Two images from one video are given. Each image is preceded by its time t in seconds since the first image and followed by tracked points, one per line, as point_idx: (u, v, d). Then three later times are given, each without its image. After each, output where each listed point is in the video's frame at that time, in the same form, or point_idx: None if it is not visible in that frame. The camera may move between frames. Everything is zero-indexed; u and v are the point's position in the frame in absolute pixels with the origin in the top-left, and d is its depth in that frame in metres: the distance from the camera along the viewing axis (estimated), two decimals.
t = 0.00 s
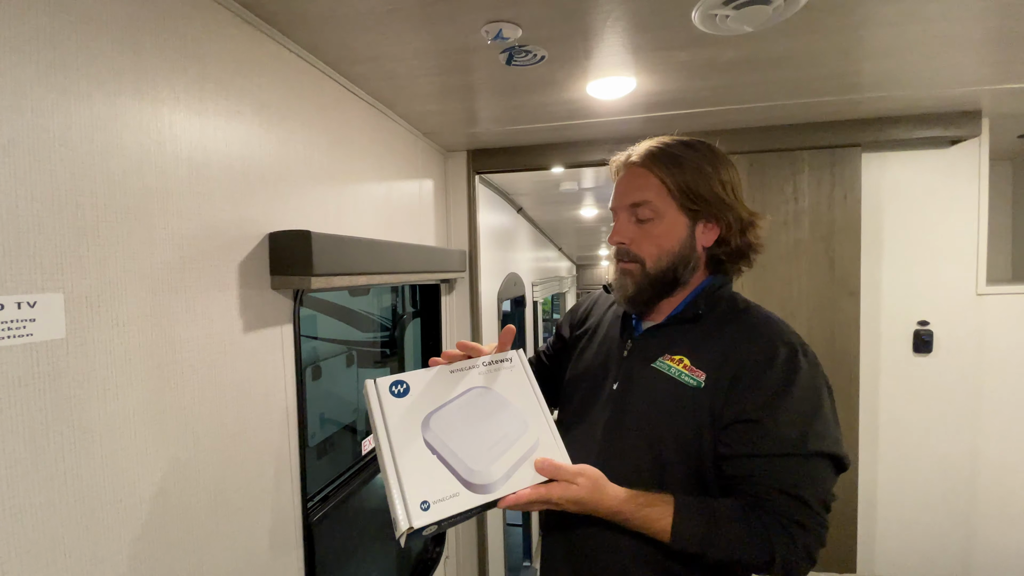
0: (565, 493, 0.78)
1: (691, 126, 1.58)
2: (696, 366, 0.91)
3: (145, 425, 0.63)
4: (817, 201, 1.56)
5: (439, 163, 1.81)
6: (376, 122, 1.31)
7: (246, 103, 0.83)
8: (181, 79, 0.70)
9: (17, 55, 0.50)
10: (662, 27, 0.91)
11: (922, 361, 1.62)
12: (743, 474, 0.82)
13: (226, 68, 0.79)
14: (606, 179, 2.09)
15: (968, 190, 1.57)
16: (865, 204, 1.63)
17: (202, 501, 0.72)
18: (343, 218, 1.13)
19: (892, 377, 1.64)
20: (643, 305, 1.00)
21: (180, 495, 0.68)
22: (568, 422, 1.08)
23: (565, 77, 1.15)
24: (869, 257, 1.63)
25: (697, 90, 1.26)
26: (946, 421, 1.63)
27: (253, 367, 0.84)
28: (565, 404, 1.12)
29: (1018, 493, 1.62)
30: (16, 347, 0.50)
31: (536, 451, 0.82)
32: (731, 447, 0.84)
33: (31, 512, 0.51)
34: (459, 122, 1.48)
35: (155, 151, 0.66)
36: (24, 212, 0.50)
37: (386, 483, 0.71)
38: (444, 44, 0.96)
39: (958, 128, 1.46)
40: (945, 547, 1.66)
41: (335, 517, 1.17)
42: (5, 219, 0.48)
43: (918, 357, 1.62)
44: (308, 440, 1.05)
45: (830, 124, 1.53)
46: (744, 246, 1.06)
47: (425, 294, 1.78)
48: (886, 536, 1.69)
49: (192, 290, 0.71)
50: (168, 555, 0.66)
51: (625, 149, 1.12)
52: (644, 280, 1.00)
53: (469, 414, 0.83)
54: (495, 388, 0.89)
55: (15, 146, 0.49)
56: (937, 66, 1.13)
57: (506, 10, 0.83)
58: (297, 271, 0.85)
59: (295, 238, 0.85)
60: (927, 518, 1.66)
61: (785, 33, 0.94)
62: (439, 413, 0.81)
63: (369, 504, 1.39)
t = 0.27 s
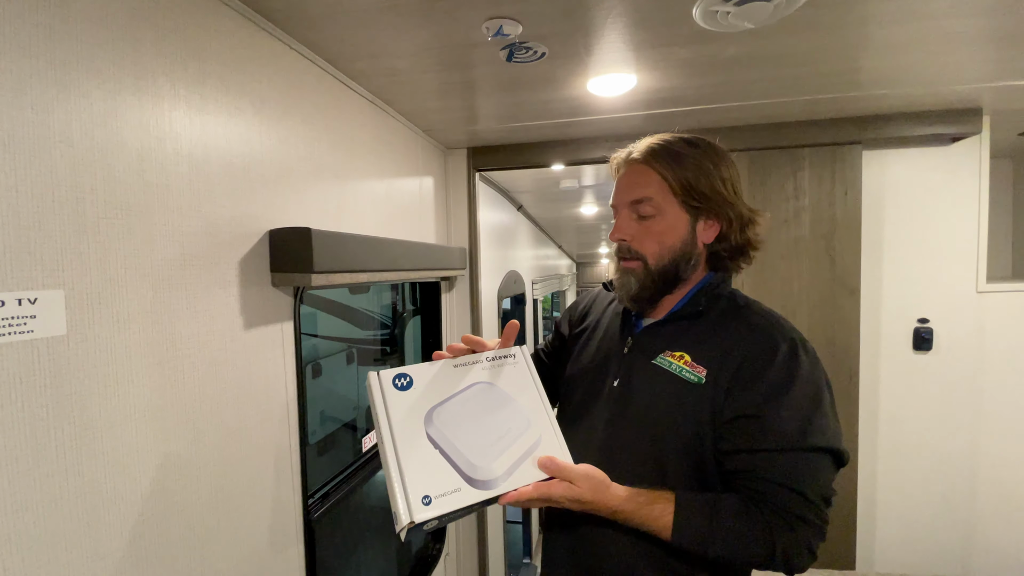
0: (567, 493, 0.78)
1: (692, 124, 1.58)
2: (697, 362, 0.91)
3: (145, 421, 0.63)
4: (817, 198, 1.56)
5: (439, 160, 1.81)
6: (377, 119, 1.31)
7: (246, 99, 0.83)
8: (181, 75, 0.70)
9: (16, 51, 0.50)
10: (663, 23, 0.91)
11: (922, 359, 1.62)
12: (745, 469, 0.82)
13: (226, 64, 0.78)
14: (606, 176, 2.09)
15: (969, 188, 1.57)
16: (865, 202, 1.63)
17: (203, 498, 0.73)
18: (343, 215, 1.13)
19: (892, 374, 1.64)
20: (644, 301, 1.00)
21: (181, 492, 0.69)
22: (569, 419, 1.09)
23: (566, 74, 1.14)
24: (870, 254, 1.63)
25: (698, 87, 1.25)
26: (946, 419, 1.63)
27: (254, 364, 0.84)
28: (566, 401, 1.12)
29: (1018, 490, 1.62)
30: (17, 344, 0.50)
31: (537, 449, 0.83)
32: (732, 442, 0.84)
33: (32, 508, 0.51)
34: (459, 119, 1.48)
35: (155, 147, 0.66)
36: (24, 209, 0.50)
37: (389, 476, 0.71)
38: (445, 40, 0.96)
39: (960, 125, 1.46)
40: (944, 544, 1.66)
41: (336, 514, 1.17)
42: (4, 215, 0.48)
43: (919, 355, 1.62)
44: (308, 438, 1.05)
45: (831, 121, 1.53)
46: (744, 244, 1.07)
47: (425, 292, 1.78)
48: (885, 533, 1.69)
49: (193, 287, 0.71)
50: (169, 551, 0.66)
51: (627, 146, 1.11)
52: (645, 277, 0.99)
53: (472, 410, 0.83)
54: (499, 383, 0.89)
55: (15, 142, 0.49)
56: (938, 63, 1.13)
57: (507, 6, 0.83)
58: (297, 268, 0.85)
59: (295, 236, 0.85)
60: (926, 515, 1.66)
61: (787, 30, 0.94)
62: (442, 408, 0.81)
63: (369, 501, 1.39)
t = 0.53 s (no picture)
0: (567, 488, 0.78)
1: (691, 122, 1.58)
2: (695, 358, 0.92)
3: (145, 418, 0.64)
4: (816, 196, 1.56)
5: (438, 158, 1.81)
6: (375, 117, 1.31)
7: (244, 97, 0.83)
8: (180, 74, 0.70)
9: (14, 49, 0.50)
10: (661, 21, 0.91)
11: (920, 356, 1.63)
12: (744, 464, 0.83)
13: (224, 62, 0.78)
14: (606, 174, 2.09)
15: (967, 186, 1.57)
16: (864, 200, 1.63)
17: (203, 495, 0.73)
18: (342, 213, 1.13)
19: (890, 372, 1.65)
20: (646, 298, 1.01)
21: (180, 488, 0.69)
22: (567, 416, 1.09)
23: (564, 72, 1.14)
24: (868, 252, 1.64)
25: (696, 85, 1.25)
26: (943, 416, 1.63)
27: (253, 361, 0.84)
28: (565, 398, 1.13)
29: (1015, 487, 1.62)
30: (17, 341, 0.50)
31: (539, 447, 0.84)
32: (731, 438, 0.85)
33: (32, 505, 0.51)
34: (458, 117, 1.48)
35: (154, 145, 0.66)
36: (23, 206, 0.50)
37: (392, 467, 0.72)
38: (443, 38, 0.96)
39: (958, 123, 1.46)
40: (942, 541, 1.67)
41: (335, 510, 1.18)
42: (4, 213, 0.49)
43: (916, 353, 1.63)
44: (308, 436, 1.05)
45: (830, 118, 1.53)
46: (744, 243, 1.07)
47: (424, 290, 1.79)
48: (882, 530, 1.70)
49: (191, 285, 0.71)
50: (169, 547, 0.67)
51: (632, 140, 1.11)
52: (647, 273, 1.00)
53: (477, 405, 0.84)
54: (504, 380, 0.90)
55: (13, 140, 0.49)
56: (936, 61, 1.13)
57: (505, 4, 0.83)
58: (295, 266, 0.85)
59: (294, 233, 0.85)
60: (924, 512, 1.67)
61: (786, 28, 0.94)
62: (446, 402, 0.82)
63: (369, 498, 1.40)
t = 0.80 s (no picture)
0: (571, 485, 0.78)
1: (689, 119, 1.58)
2: (698, 354, 0.92)
3: (145, 413, 0.64)
4: (814, 194, 1.56)
5: (436, 156, 1.81)
6: (374, 114, 1.31)
7: (243, 94, 0.83)
8: (178, 70, 0.70)
9: (11, 45, 0.50)
10: (659, 18, 0.91)
11: (917, 353, 1.63)
12: (745, 459, 0.83)
13: (222, 58, 0.79)
14: (604, 171, 2.09)
15: (965, 183, 1.57)
16: (862, 197, 1.63)
17: (202, 489, 0.73)
18: (341, 210, 1.13)
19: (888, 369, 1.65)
20: (649, 292, 1.01)
21: (180, 483, 0.69)
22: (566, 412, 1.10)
23: (563, 68, 1.14)
24: (866, 249, 1.64)
25: (694, 82, 1.26)
26: (940, 413, 1.64)
27: (252, 358, 0.84)
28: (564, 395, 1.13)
29: (1012, 483, 1.63)
30: (16, 336, 0.50)
31: (545, 441, 0.83)
32: (731, 433, 0.85)
33: (32, 498, 0.52)
34: (456, 114, 1.48)
35: (152, 141, 0.66)
36: (21, 201, 0.50)
37: (399, 456, 0.73)
38: (441, 35, 0.96)
39: (956, 120, 1.46)
40: (938, 536, 1.68)
41: (335, 506, 1.18)
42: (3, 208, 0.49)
43: (914, 349, 1.63)
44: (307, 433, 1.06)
45: (828, 116, 1.53)
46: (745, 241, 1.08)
47: (423, 287, 1.79)
48: (880, 526, 1.70)
49: (190, 281, 0.71)
50: (168, 541, 0.67)
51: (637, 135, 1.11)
52: (650, 268, 1.00)
53: (485, 397, 0.85)
54: (512, 372, 0.91)
55: (11, 136, 0.50)
56: (934, 58, 1.13)
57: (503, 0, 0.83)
58: (294, 262, 0.86)
59: (293, 230, 0.85)
60: (921, 508, 1.67)
61: (783, 25, 0.94)
62: (455, 393, 0.82)
63: (369, 494, 1.41)
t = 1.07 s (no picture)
0: (582, 477, 0.79)
1: (688, 116, 1.59)
2: (705, 351, 0.93)
3: (148, 407, 0.65)
4: (812, 191, 1.57)
5: (436, 153, 1.82)
6: (374, 111, 1.31)
7: (243, 90, 0.83)
8: (179, 66, 0.71)
9: (14, 40, 0.50)
10: (657, 15, 0.92)
11: (914, 350, 1.64)
12: (753, 454, 0.85)
13: (223, 55, 0.79)
14: (603, 169, 2.09)
15: (962, 180, 1.58)
16: (859, 195, 1.64)
17: (204, 482, 0.74)
18: (341, 207, 1.14)
19: (885, 365, 1.66)
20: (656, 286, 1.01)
21: (183, 476, 0.70)
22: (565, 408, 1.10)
23: (561, 66, 1.15)
24: (863, 246, 1.65)
25: (693, 79, 1.26)
26: (937, 409, 1.65)
27: (254, 353, 0.85)
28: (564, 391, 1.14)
29: (1008, 478, 1.64)
30: (20, 329, 0.51)
31: (556, 433, 0.84)
32: (739, 429, 0.87)
33: (37, 490, 0.52)
34: (456, 111, 1.49)
35: (154, 138, 0.66)
36: (26, 196, 0.51)
37: (416, 436, 0.74)
38: (441, 32, 0.96)
39: (953, 118, 1.47)
40: (934, 532, 1.69)
41: (336, 501, 1.19)
42: (7, 203, 0.49)
43: (911, 346, 1.64)
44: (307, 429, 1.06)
45: (826, 113, 1.54)
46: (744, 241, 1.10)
47: (423, 284, 1.80)
48: (876, 521, 1.71)
49: (192, 276, 0.72)
50: (171, 534, 0.68)
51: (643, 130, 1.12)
52: (658, 261, 0.99)
53: (499, 386, 0.86)
54: (527, 366, 0.92)
55: (16, 132, 0.50)
56: (930, 56, 1.14)
57: None
58: (295, 258, 0.86)
59: (293, 226, 0.85)
60: (917, 504, 1.69)
61: (780, 22, 0.95)
62: (471, 381, 0.84)
63: (369, 490, 1.41)
